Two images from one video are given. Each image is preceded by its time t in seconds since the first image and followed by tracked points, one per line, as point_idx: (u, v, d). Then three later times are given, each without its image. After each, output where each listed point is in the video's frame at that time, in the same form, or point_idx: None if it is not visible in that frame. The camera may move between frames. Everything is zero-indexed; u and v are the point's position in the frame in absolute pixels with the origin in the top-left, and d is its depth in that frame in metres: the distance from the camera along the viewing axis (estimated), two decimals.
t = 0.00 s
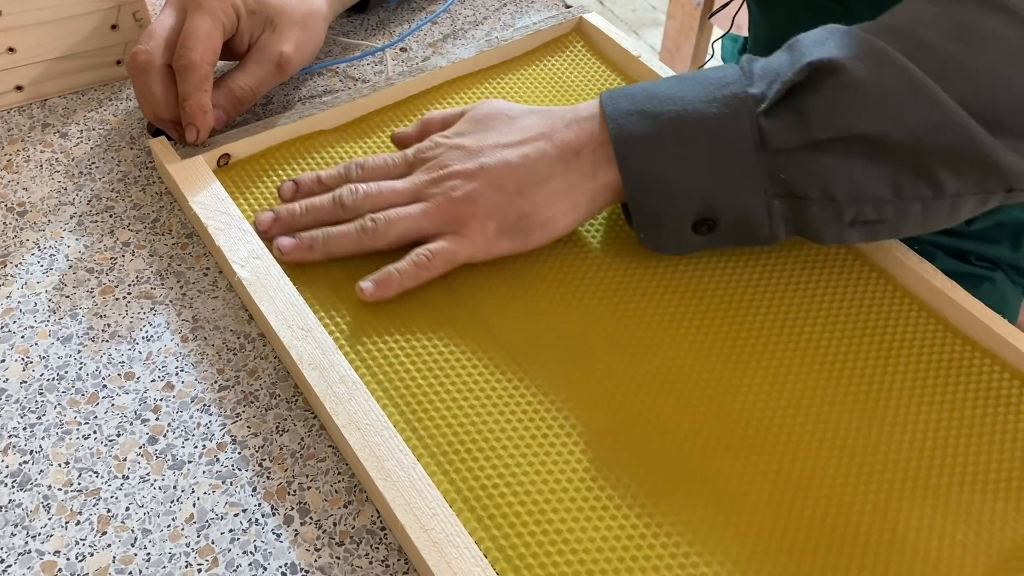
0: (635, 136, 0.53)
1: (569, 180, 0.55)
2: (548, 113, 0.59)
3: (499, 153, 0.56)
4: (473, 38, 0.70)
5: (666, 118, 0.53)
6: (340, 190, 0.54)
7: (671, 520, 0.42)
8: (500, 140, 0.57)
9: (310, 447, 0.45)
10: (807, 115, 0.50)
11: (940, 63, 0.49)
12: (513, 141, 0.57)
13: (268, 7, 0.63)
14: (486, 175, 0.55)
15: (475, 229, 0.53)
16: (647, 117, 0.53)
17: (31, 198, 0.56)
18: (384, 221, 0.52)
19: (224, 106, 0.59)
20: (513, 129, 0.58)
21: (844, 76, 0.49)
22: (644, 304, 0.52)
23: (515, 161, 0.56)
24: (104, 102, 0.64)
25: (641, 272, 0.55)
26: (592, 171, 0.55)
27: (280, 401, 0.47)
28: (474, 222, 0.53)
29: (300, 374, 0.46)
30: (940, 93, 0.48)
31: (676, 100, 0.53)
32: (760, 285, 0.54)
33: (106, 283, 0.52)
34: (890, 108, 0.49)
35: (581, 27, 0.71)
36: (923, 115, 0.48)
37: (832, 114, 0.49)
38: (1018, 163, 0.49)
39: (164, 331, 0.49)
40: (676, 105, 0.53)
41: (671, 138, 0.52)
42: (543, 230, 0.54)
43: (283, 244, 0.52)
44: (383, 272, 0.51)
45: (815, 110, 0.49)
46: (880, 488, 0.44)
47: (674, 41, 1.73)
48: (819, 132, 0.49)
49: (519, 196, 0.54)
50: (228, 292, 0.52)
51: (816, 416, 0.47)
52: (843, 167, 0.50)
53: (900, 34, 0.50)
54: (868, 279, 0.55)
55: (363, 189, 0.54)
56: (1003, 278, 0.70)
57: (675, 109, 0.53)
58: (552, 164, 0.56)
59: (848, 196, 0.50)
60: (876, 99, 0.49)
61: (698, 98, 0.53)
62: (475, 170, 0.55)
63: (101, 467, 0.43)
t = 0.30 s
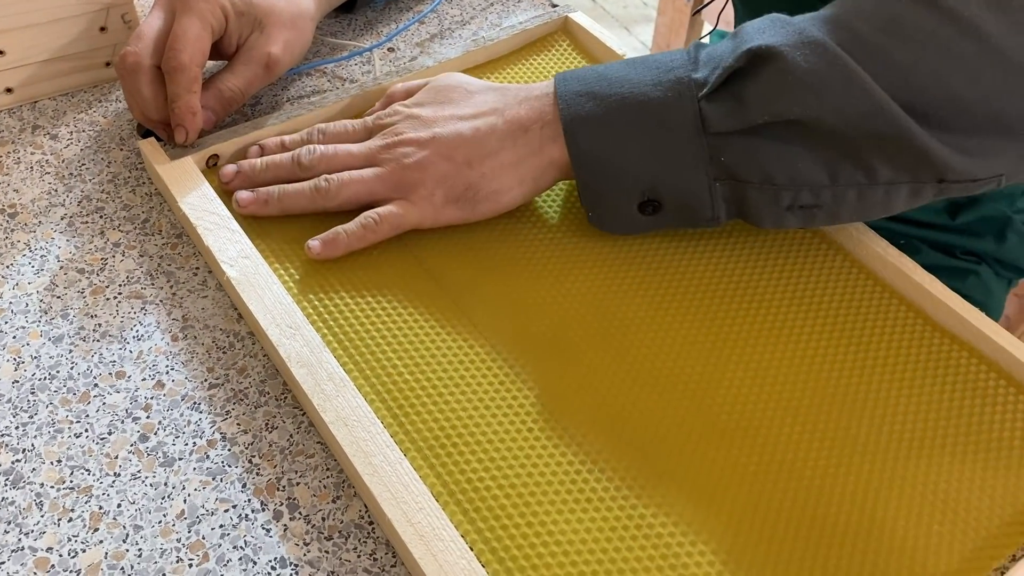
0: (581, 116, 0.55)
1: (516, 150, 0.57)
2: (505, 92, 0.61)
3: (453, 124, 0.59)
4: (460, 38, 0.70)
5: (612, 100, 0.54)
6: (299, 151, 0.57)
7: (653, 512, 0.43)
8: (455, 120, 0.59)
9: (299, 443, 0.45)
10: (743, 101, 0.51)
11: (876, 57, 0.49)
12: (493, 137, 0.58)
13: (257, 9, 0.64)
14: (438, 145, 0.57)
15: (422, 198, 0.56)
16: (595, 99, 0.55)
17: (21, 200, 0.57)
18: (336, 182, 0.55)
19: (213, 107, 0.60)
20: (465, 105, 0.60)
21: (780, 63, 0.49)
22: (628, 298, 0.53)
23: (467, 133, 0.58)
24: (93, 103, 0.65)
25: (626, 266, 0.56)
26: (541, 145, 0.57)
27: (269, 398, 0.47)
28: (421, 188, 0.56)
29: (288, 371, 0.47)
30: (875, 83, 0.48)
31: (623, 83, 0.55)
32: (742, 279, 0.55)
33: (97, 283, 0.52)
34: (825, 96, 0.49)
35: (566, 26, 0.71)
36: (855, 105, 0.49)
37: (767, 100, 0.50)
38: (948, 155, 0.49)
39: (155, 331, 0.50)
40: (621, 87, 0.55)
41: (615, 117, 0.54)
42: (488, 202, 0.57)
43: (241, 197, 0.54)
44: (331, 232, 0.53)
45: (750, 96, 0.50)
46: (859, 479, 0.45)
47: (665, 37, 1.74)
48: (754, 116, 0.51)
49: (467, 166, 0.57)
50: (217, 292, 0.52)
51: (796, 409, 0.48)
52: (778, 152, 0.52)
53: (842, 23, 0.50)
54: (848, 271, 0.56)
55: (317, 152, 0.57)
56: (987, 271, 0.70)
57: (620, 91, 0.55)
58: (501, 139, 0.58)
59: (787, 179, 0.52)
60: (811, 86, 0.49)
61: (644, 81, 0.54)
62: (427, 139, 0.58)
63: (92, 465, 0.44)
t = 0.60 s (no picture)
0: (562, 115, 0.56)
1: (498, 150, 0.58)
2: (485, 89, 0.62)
3: (435, 122, 0.59)
4: (442, 37, 0.71)
5: (594, 101, 0.55)
6: (280, 148, 0.58)
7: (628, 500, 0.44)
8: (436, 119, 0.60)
9: (280, 436, 0.46)
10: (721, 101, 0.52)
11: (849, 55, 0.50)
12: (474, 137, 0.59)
13: None
14: (418, 143, 0.58)
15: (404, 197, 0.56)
16: (576, 99, 0.56)
17: (6, 199, 0.57)
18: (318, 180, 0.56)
19: (200, 91, 0.60)
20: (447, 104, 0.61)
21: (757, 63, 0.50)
22: (606, 291, 0.54)
23: (449, 132, 0.59)
24: (78, 103, 0.65)
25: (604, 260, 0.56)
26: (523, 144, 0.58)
27: (250, 392, 0.48)
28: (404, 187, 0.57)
29: (269, 366, 0.48)
30: (851, 84, 0.49)
31: (604, 82, 0.56)
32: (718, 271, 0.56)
33: (81, 280, 0.53)
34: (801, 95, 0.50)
35: (547, 25, 0.72)
36: (830, 103, 0.49)
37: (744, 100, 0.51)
38: (920, 151, 0.50)
39: (138, 327, 0.51)
40: (601, 86, 0.56)
41: (597, 116, 0.55)
42: (470, 201, 0.57)
43: (223, 197, 0.55)
44: (312, 232, 0.54)
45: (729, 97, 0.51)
46: (829, 466, 0.46)
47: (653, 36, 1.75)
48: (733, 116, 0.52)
49: (449, 166, 0.58)
50: (200, 288, 0.53)
51: (769, 398, 0.49)
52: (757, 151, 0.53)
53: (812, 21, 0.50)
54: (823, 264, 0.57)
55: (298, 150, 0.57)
56: (970, 265, 0.71)
57: (600, 91, 0.55)
58: (484, 139, 0.59)
59: (765, 178, 0.53)
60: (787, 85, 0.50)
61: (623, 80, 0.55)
62: (409, 138, 0.58)
63: (76, 459, 0.45)
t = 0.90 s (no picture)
0: (707, 196, 0.47)
1: (660, 276, 0.48)
2: (623, 203, 0.51)
3: (572, 255, 0.49)
4: (421, 36, 0.72)
5: (756, 195, 0.46)
6: (402, 287, 0.49)
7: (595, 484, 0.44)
8: (569, 235, 0.50)
9: (257, 426, 0.47)
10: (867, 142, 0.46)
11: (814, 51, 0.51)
12: (628, 260, 0.48)
13: None
14: (569, 287, 0.47)
15: (569, 346, 0.46)
16: (729, 193, 0.47)
17: None
18: (445, 318, 0.46)
19: None
20: (581, 221, 0.51)
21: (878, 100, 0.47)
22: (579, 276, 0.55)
23: (595, 263, 0.48)
24: (61, 103, 0.66)
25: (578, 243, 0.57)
26: (685, 262, 0.48)
27: (228, 383, 0.49)
28: (535, 323, 0.46)
29: (247, 358, 0.49)
30: (1012, 123, 0.46)
31: (747, 171, 0.47)
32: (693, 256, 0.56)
33: (63, 276, 0.54)
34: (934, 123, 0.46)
35: (524, 25, 0.73)
36: (1006, 152, 0.45)
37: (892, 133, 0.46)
38: None
39: (119, 321, 0.52)
40: (761, 176, 0.47)
41: (779, 199, 0.46)
42: (638, 333, 0.47)
43: (362, 402, 0.45)
44: (474, 411, 0.45)
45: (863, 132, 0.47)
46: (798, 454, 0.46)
47: (642, 37, 1.76)
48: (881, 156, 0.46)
49: (606, 302, 0.47)
50: (180, 283, 0.54)
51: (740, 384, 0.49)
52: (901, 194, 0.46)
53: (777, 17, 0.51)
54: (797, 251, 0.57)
55: (417, 281, 0.49)
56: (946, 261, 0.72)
57: (755, 176, 0.47)
58: (639, 265, 0.48)
59: (938, 243, 0.45)
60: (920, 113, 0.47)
61: (782, 164, 0.47)
62: (554, 280, 0.48)
63: (57, 449, 0.46)
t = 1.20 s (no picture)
0: (883, 316, 0.42)
1: (846, 422, 0.42)
2: (754, 346, 0.44)
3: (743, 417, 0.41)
4: (398, 37, 0.74)
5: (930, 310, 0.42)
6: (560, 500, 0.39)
7: (557, 467, 0.45)
8: (729, 395, 0.42)
9: (230, 414, 0.48)
10: (1005, 206, 0.45)
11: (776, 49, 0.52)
12: (810, 411, 0.42)
13: None
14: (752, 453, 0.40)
15: (779, 523, 0.39)
16: (903, 317, 0.42)
17: None
18: (586, 498, 0.39)
19: None
20: (732, 377, 0.43)
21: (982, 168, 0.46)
22: (547, 266, 0.56)
23: (773, 424, 0.41)
24: (44, 104, 0.67)
25: (548, 234, 0.58)
26: (869, 398, 0.43)
27: (203, 373, 0.50)
28: (732, 513, 0.39)
29: (221, 348, 0.50)
30: None
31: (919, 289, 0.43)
32: (662, 245, 0.57)
33: (43, 271, 0.55)
34: None
35: (500, 25, 0.74)
36: None
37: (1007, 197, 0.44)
38: None
39: (97, 313, 0.53)
40: (925, 290, 0.43)
41: (943, 323, 0.43)
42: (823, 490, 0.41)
43: None
44: None
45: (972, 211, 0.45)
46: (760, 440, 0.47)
47: (629, 40, 1.77)
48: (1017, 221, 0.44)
49: (801, 465, 0.40)
50: (157, 277, 0.55)
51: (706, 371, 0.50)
52: None
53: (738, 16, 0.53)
54: (765, 241, 0.58)
55: (577, 493, 0.40)
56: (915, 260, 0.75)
57: (926, 296, 0.43)
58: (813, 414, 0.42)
59: None
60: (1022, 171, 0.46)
61: (938, 278, 0.43)
62: (736, 453, 0.40)
63: (35, 438, 0.47)
